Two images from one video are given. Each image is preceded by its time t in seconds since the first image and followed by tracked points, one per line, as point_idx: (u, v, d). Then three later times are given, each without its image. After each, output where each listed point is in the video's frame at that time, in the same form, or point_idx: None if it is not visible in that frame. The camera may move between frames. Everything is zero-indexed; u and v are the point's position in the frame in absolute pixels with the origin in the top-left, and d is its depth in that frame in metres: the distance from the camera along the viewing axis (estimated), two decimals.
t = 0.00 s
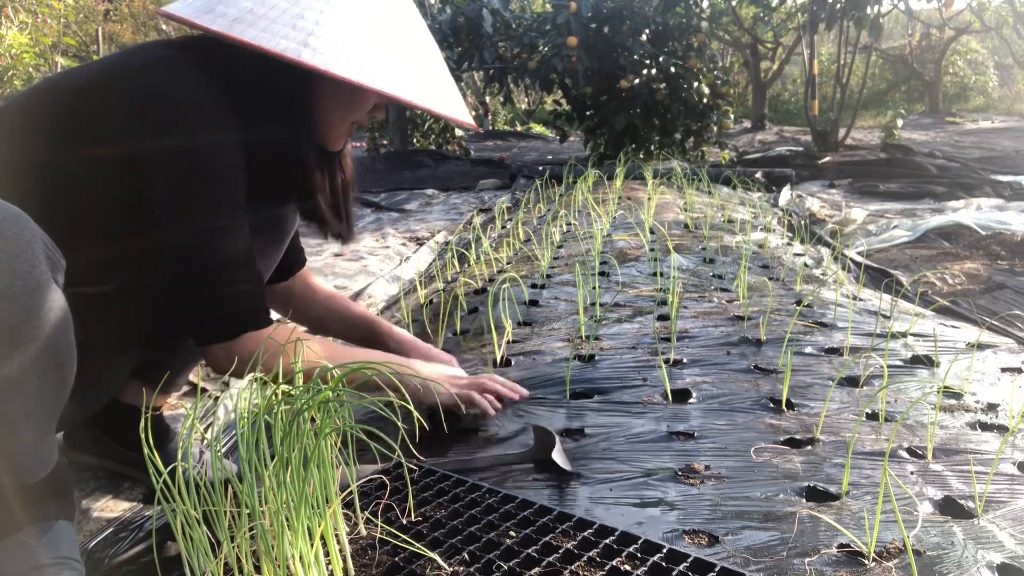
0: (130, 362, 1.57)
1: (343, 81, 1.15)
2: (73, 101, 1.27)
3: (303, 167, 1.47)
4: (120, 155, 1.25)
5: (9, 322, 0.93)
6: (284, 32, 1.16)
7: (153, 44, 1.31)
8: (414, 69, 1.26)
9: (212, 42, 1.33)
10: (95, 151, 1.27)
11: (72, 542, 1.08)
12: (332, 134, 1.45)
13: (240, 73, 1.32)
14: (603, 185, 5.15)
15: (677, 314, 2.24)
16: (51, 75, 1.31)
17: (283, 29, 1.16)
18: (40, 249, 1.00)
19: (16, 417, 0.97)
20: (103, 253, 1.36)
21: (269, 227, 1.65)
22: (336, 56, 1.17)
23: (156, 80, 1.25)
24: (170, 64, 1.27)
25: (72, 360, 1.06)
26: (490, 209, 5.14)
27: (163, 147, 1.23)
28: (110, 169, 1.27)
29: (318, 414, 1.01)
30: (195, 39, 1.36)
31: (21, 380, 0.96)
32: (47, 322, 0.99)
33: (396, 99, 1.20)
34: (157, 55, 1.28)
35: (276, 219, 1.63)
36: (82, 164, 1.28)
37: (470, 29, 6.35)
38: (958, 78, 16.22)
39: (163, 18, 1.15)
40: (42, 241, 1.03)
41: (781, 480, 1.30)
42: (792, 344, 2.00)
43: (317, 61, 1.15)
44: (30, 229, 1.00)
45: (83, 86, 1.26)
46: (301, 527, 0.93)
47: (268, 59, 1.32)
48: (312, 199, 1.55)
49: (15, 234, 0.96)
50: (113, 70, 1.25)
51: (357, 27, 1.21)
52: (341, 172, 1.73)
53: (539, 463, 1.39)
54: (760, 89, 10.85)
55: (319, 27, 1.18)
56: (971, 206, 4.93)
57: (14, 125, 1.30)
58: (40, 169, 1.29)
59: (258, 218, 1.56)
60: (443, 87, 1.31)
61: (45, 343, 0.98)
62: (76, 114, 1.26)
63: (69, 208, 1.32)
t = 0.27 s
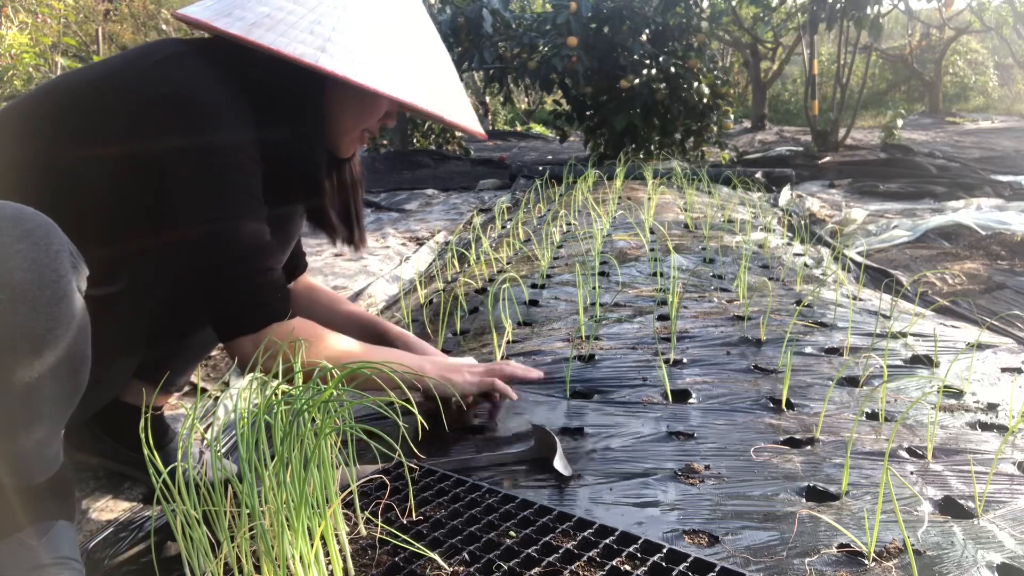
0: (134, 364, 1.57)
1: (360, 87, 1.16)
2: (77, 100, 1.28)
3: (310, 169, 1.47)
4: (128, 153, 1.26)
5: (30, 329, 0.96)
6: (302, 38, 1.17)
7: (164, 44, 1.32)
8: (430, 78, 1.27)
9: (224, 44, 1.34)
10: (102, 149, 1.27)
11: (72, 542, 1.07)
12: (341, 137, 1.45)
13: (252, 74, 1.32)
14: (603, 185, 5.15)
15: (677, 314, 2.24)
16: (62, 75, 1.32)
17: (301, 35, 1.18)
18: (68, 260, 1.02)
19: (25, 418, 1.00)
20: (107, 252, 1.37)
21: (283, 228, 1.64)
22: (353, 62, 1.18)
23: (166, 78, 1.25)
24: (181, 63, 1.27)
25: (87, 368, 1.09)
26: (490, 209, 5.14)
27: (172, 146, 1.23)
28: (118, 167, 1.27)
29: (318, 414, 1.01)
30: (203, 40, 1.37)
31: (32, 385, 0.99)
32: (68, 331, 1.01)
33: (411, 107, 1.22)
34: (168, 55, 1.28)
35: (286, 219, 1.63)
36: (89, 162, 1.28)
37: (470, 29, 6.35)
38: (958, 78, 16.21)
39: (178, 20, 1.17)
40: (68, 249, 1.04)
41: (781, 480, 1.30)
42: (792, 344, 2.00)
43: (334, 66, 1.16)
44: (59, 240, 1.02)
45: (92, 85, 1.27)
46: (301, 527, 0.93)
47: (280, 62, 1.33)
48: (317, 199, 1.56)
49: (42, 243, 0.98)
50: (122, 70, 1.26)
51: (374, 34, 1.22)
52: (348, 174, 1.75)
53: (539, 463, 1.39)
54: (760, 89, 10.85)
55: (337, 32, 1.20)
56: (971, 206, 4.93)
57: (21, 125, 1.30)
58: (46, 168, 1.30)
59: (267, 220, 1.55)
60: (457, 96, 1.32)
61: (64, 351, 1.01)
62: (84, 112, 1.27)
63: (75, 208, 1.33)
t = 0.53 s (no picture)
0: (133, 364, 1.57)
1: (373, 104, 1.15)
2: (78, 101, 1.27)
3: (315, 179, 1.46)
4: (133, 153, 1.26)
5: (36, 330, 0.96)
6: (316, 51, 1.17)
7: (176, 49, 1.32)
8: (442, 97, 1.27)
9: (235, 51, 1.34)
10: (107, 150, 1.27)
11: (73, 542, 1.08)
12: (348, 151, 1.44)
13: (262, 82, 1.33)
14: (603, 185, 5.15)
15: (677, 314, 2.24)
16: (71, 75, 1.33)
17: (315, 47, 1.17)
18: (80, 263, 1.02)
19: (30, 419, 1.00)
20: (108, 252, 1.37)
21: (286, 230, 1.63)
22: (367, 78, 1.18)
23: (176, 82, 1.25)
24: (192, 68, 1.28)
25: (93, 369, 1.09)
26: (490, 209, 5.14)
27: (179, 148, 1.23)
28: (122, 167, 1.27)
29: (318, 415, 1.01)
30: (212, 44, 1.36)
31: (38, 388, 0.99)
32: (76, 334, 1.01)
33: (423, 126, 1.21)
34: (180, 59, 1.29)
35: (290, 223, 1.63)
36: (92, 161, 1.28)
37: (470, 29, 6.35)
38: (958, 78, 16.20)
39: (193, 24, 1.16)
40: (79, 253, 1.04)
41: (781, 480, 1.30)
42: (792, 344, 2.00)
43: (347, 80, 1.15)
44: (71, 244, 1.02)
45: (100, 86, 1.27)
46: (301, 527, 0.93)
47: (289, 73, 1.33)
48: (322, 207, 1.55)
49: (54, 246, 0.98)
50: (132, 71, 1.26)
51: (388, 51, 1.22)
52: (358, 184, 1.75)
53: (539, 462, 1.39)
54: (760, 89, 10.84)
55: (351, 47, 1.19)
56: (972, 206, 4.93)
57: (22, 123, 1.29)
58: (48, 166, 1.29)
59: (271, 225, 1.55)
60: (467, 116, 1.32)
61: (72, 353, 1.01)
62: (89, 112, 1.27)
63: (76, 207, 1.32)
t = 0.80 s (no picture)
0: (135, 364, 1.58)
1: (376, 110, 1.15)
2: (79, 101, 1.28)
3: (316, 180, 1.47)
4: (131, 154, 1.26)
5: (43, 334, 0.96)
6: (319, 54, 1.17)
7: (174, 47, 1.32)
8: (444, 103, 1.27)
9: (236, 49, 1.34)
10: (106, 150, 1.27)
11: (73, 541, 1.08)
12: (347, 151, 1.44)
13: (262, 82, 1.32)
14: (603, 185, 5.15)
15: (677, 314, 2.24)
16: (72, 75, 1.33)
17: (319, 51, 1.17)
18: (86, 268, 1.02)
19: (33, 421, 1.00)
20: (109, 253, 1.38)
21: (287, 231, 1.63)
22: (369, 82, 1.17)
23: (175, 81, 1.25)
24: (190, 67, 1.27)
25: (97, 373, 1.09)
26: (490, 209, 5.14)
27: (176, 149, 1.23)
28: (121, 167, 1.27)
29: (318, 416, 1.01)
30: (214, 44, 1.37)
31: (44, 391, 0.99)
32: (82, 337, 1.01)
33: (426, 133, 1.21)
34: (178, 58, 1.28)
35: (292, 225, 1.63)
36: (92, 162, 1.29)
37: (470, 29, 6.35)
38: (958, 78, 16.19)
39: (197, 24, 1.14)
40: (86, 257, 1.04)
41: (781, 480, 1.30)
42: (791, 344, 2.00)
43: (350, 85, 1.15)
44: (77, 248, 1.02)
45: (100, 86, 1.27)
46: (301, 527, 0.93)
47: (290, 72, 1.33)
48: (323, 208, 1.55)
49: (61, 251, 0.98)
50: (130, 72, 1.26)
51: (391, 55, 1.23)
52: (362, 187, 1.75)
53: (539, 462, 1.40)
54: (760, 89, 10.84)
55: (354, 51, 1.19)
56: (972, 206, 4.93)
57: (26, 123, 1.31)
58: (50, 166, 1.30)
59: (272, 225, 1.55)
60: (467, 121, 1.32)
61: (78, 357, 1.02)
62: (90, 113, 1.27)
63: (76, 206, 1.33)
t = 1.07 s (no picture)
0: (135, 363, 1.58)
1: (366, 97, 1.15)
2: (77, 100, 1.28)
3: (314, 175, 1.47)
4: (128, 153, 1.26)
5: (52, 332, 0.97)
6: (309, 44, 1.17)
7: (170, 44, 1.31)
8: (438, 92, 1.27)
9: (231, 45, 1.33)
10: (104, 148, 1.27)
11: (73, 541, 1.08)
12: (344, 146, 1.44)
13: (259, 77, 1.32)
14: (603, 185, 5.15)
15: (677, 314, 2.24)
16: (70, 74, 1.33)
17: (308, 41, 1.17)
18: (97, 267, 1.03)
19: (39, 420, 1.00)
20: (108, 252, 1.37)
21: (285, 227, 1.63)
22: (360, 71, 1.17)
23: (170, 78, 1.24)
24: (186, 63, 1.26)
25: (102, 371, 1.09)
26: (490, 209, 5.14)
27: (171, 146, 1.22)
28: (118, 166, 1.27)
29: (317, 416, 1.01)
30: (209, 40, 1.36)
31: (51, 388, 1.00)
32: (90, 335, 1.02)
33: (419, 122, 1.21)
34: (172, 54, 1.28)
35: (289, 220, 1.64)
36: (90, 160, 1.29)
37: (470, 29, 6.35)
38: (958, 78, 16.18)
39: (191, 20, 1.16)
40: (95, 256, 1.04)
41: (781, 480, 1.30)
42: (792, 344, 2.00)
43: (340, 73, 1.15)
44: (87, 247, 1.02)
45: (97, 84, 1.27)
46: (301, 526, 0.93)
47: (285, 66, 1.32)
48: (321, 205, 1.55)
49: (71, 250, 0.99)
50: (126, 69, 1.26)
51: (383, 44, 1.22)
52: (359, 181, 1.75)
53: (539, 462, 1.40)
54: (760, 89, 10.84)
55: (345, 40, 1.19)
56: (972, 206, 4.93)
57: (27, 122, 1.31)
58: (48, 165, 1.31)
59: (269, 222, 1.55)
60: (463, 111, 1.32)
61: (85, 354, 1.02)
62: (88, 112, 1.27)
63: (76, 205, 1.33)
